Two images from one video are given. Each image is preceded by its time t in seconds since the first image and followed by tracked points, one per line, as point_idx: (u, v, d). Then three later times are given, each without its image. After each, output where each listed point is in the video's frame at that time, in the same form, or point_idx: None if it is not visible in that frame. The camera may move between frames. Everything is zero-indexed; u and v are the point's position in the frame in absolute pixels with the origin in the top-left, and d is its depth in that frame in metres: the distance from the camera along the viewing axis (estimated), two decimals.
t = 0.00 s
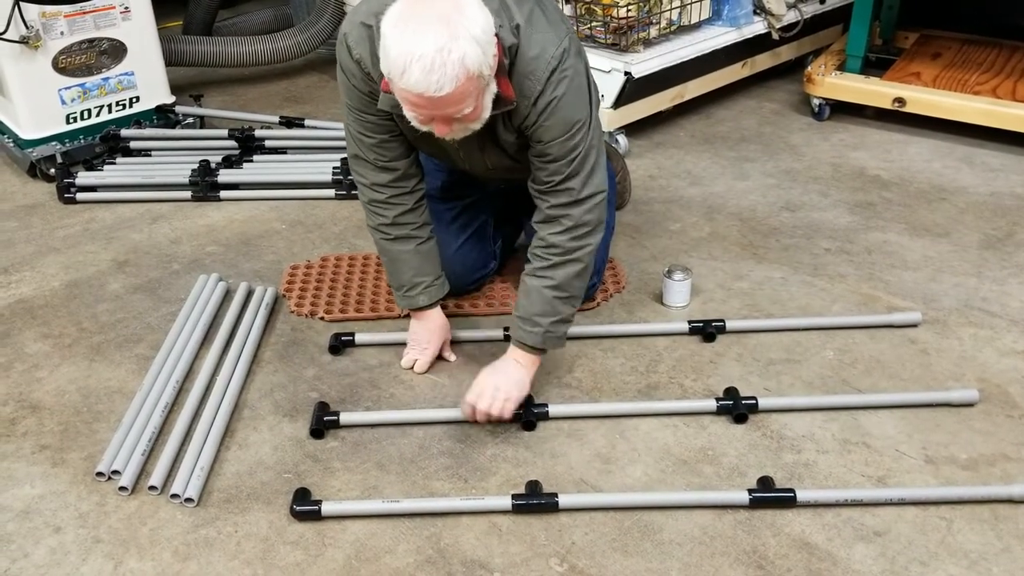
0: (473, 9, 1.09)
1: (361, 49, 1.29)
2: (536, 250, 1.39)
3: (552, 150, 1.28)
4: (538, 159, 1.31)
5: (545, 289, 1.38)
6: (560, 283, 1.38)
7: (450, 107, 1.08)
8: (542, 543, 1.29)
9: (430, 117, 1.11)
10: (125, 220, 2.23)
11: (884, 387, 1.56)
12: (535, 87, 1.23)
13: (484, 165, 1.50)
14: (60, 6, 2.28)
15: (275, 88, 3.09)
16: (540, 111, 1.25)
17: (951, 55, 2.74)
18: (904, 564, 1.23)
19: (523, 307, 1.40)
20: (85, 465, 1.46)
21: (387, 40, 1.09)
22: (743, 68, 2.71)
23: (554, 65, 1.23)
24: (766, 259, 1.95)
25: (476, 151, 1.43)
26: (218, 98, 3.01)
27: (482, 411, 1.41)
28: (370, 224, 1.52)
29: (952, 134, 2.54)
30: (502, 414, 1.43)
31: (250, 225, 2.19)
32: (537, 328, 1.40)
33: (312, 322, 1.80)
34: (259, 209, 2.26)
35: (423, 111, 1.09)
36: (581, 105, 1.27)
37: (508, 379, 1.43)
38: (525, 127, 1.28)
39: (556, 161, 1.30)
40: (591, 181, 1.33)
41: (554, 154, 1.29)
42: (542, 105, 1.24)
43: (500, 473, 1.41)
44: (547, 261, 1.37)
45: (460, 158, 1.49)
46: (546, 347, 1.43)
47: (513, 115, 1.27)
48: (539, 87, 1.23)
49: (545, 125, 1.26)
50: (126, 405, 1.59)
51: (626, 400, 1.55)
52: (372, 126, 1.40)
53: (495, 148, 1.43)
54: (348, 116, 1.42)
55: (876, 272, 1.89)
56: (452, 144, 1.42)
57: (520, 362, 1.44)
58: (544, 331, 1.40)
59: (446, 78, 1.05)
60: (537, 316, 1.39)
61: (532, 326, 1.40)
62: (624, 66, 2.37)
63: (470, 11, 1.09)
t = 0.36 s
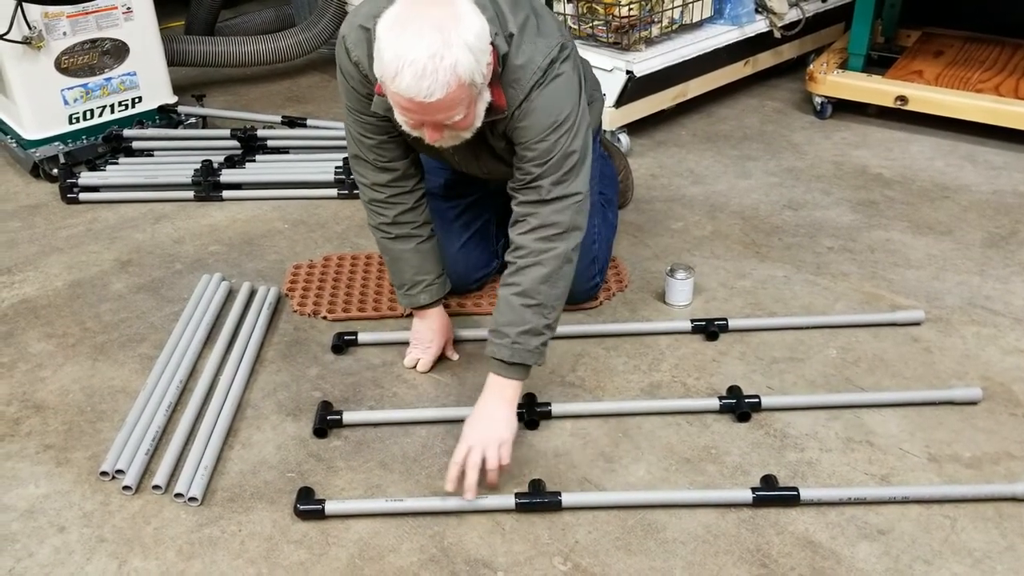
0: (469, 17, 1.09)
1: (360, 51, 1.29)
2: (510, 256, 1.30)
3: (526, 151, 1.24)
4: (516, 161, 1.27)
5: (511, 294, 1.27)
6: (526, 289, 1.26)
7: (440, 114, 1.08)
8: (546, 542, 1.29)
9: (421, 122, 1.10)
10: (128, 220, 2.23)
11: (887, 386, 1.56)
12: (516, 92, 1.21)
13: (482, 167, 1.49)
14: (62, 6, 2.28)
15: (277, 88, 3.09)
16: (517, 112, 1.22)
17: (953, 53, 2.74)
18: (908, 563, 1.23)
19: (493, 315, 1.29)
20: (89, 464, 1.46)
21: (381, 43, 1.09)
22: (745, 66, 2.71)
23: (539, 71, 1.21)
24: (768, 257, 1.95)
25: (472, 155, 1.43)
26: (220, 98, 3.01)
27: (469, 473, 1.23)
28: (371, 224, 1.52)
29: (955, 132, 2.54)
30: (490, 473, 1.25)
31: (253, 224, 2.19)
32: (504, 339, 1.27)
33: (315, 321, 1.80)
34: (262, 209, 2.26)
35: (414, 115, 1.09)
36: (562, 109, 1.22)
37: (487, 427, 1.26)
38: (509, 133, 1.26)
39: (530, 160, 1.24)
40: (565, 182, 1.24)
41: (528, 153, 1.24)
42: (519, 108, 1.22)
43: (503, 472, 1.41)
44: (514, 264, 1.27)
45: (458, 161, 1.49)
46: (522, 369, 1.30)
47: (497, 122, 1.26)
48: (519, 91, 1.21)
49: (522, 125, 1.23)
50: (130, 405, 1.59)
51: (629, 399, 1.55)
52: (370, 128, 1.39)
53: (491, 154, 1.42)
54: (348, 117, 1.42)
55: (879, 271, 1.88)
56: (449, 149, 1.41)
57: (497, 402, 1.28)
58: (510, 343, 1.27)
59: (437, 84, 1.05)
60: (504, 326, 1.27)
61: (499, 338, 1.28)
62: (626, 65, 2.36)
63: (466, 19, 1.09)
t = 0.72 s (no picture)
0: (451, 37, 1.10)
1: (345, 57, 1.30)
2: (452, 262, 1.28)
3: (487, 167, 1.24)
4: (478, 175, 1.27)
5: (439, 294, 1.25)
6: (457, 296, 1.23)
7: (419, 130, 1.09)
8: (547, 540, 1.29)
9: (401, 138, 1.11)
10: (129, 220, 2.23)
11: (888, 384, 1.56)
12: (490, 114, 1.22)
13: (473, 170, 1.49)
14: (63, 6, 2.28)
15: (277, 87, 3.09)
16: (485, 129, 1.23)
17: (953, 51, 2.74)
18: (909, 561, 1.23)
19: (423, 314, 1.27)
20: (91, 463, 1.46)
21: (363, 59, 1.09)
22: (745, 65, 2.71)
23: (513, 95, 1.22)
24: (769, 256, 1.95)
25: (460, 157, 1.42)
26: (221, 97, 3.01)
27: (352, 468, 1.21)
28: (367, 224, 1.52)
29: (955, 130, 2.54)
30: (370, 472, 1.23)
31: (253, 224, 2.19)
32: (422, 338, 1.24)
33: (316, 320, 1.80)
34: (262, 208, 2.26)
35: (394, 132, 1.10)
36: (529, 133, 1.22)
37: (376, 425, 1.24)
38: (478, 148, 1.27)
39: (489, 176, 1.24)
40: (520, 204, 1.24)
41: (489, 169, 1.24)
42: (488, 127, 1.23)
43: (505, 471, 1.42)
44: (451, 270, 1.26)
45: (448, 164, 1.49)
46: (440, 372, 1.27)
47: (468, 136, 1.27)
48: (493, 112, 1.22)
49: (488, 142, 1.23)
50: (131, 404, 1.59)
51: (630, 398, 1.55)
52: (359, 130, 1.39)
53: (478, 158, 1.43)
54: (340, 120, 1.42)
55: (879, 269, 1.89)
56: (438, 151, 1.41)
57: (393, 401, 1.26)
58: (428, 343, 1.23)
59: (417, 102, 1.05)
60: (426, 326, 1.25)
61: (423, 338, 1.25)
62: (627, 64, 2.37)
63: (448, 38, 1.10)
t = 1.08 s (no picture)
0: (435, 50, 1.10)
1: (340, 64, 1.31)
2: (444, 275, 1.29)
3: (477, 179, 1.25)
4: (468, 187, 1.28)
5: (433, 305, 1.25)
6: (450, 307, 1.24)
7: (409, 145, 1.09)
8: (551, 541, 1.29)
9: (391, 154, 1.12)
10: (133, 220, 2.23)
11: (892, 385, 1.56)
12: (479, 126, 1.23)
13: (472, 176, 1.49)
14: (67, 7, 2.29)
15: (281, 88, 3.09)
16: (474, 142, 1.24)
17: (957, 52, 2.74)
18: (913, 562, 1.23)
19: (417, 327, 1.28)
20: (95, 463, 1.47)
21: (349, 77, 1.10)
22: (749, 66, 2.71)
23: (503, 109, 1.23)
24: (772, 257, 1.95)
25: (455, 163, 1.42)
26: (224, 98, 3.02)
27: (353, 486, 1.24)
28: (367, 227, 1.54)
29: (958, 131, 2.54)
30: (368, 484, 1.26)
31: (257, 225, 2.19)
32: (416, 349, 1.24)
33: (320, 321, 1.81)
34: (266, 209, 2.26)
35: (383, 148, 1.10)
36: (519, 146, 1.23)
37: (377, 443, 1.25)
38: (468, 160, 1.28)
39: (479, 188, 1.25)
40: (512, 215, 1.25)
41: (478, 182, 1.24)
42: (477, 140, 1.24)
43: (508, 472, 1.42)
44: (444, 282, 1.26)
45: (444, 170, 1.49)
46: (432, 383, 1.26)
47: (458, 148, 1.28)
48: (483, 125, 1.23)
49: (478, 155, 1.24)
50: (136, 404, 1.59)
51: (634, 399, 1.55)
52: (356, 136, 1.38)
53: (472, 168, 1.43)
54: (337, 125, 1.41)
55: (883, 270, 1.88)
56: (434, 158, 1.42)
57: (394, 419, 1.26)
58: (421, 355, 1.24)
59: (404, 118, 1.06)
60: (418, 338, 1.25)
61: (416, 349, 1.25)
62: (630, 65, 2.37)
63: (432, 51, 1.09)
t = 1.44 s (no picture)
0: (453, 46, 1.10)
1: (352, 65, 1.29)
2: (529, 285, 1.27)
3: (530, 179, 1.22)
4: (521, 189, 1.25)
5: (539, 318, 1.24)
6: (552, 314, 1.23)
7: (435, 144, 1.08)
8: (553, 540, 1.29)
9: (417, 154, 1.11)
10: (136, 220, 2.24)
11: (894, 385, 1.56)
12: (515, 122, 1.20)
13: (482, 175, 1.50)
14: (71, 7, 2.30)
15: (284, 88, 3.10)
16: (517, 140, 1.22)
17: (960, 52, 2.74)
18: (916, 562, 1.23)
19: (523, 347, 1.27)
20: (98, 463, 1.47)
21: (369, 80, 1.09)
22: (751, 66, 2.71)
23: (535, 100, 1.20)
24: (775, 257, 1.95)
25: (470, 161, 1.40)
26: (227, 99, 3.02)
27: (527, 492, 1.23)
28: (373, 229, 1.53)
29: (962, 131, 2.54)
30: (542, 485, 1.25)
31: (260, 225, 2.20)
32: (538, 366, 1.25)
33: (322, 321, 1.81)
34: (269, 209, 2.27)
35: (409, 148, 1.09)
36: (562, 135, 1.21)
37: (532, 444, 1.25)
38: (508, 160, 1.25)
39: (534, 189, 1.22)
40: (577, 207, 1.22)
41: (531, 182, 1.22)
42: (516, 136, 1.21)
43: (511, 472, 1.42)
44: (536, 293, 1.25)
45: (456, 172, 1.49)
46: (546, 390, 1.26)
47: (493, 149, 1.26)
48: (518, 121, 1.20)
49: (523, 155, 1.21)
50: (138, 404, 1.60)
51: (636, 399, 1.55)
52: (366, 137, 1.39)
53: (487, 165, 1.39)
54: (345, 127, 1.41)
55: (886, 270, 1.88)
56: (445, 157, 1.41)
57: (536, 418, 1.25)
58: (543, 369, 1.24)
59: (429, 115, 1.05)
60: (537, 354, 1.25)
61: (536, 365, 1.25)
62: (632, 65, 2.37)
63: (450, 47, 1.09)
